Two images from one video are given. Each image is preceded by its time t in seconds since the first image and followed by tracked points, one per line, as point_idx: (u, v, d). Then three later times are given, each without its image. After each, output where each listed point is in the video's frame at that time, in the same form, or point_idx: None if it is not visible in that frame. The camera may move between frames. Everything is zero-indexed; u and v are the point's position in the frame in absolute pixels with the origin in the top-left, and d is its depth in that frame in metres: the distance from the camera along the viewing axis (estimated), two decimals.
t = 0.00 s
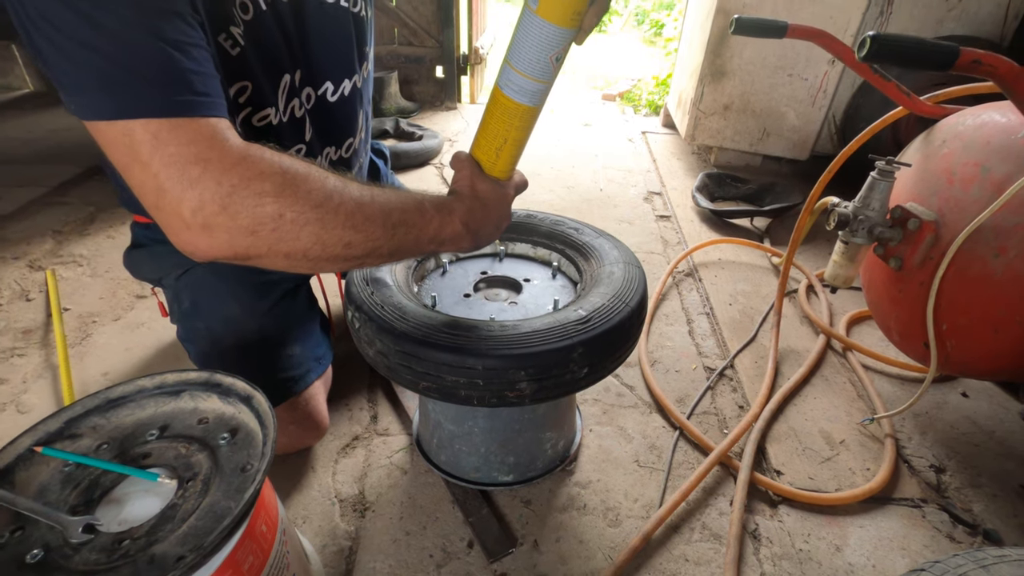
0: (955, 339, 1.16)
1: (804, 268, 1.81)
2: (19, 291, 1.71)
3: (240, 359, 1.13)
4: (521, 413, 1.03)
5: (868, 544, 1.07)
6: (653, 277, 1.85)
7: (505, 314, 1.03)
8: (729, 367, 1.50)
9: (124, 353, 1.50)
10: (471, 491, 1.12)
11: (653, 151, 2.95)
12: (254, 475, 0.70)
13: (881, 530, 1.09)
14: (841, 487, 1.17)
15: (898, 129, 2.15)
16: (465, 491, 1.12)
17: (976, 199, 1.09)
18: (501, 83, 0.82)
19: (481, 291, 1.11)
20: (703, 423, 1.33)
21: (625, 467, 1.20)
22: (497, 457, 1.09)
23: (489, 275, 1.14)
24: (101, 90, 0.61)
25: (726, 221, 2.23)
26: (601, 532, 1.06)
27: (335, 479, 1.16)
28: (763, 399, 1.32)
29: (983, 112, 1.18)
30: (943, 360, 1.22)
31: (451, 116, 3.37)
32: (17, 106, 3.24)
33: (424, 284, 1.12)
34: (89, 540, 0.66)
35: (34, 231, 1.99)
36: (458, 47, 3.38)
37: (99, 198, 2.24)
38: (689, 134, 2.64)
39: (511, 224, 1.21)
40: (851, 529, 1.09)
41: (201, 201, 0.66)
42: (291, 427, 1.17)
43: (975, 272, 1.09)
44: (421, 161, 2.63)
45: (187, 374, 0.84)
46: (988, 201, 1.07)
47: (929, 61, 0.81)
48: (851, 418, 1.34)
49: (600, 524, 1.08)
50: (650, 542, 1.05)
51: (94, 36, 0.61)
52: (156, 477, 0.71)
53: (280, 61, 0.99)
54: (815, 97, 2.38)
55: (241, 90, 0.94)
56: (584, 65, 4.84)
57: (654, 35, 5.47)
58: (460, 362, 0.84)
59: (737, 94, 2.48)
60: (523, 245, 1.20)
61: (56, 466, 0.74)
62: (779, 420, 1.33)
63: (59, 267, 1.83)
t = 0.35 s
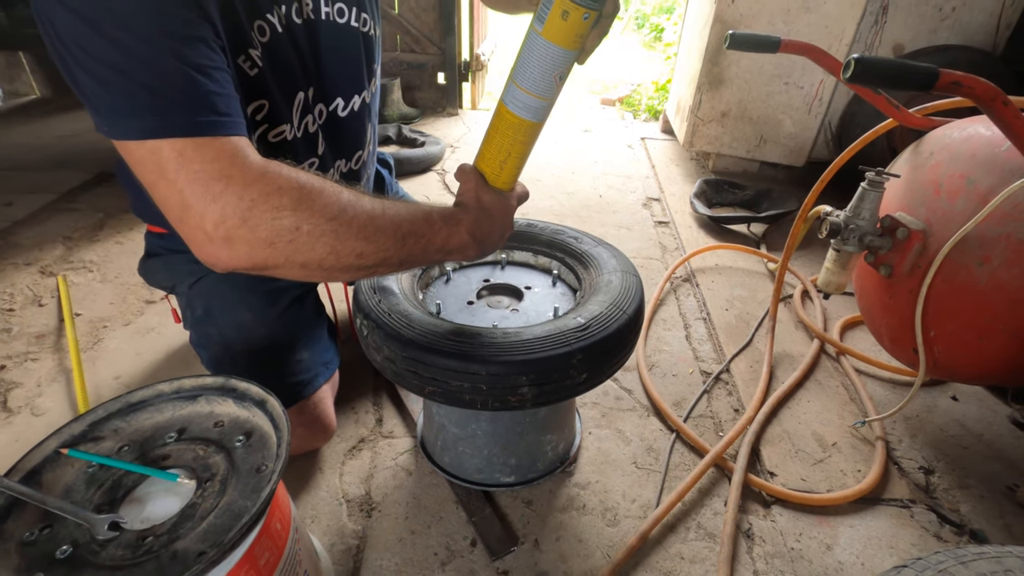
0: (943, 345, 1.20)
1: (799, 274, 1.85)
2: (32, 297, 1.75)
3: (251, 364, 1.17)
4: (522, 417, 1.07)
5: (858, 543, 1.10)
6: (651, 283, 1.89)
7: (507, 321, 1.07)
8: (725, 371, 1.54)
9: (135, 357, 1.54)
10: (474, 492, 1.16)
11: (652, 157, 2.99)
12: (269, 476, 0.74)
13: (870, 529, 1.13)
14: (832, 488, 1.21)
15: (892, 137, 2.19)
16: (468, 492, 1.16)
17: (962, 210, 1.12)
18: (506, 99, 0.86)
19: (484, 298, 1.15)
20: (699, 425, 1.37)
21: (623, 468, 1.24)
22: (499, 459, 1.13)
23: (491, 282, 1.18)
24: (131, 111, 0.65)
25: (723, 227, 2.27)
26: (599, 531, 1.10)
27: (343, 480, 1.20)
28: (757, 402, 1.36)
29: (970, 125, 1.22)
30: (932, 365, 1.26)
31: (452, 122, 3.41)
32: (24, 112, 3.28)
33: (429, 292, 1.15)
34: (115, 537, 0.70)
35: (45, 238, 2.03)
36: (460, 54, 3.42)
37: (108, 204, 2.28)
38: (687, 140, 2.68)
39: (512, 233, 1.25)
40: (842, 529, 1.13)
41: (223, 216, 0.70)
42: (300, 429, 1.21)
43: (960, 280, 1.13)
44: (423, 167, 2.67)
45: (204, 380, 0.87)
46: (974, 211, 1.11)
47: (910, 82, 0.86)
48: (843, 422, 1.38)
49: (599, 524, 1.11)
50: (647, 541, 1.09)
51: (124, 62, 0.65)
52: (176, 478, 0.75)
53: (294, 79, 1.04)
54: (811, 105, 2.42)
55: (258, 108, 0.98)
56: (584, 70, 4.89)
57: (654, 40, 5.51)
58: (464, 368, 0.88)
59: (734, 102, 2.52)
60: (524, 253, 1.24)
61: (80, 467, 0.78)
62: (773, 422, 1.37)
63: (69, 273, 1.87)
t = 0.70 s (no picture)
0: (945, 348, 1.21)
1: (802, 277, 1.86)
2: (43, 297, 1.78)
3: (261, 364, 1.19)
4: (528, 417, 1.08)
5: (860, 544, 1.11)
6: (655, 285, 1.91)
7: (514, 322, 1.08)
8: (729, 373, 1.55)
9: (144, 357, 1.56)
10: (480, 491, 1.17)
11: (655, 160, 3.00)
12: (282, 472, 0.75)
13: (872, 530, 1.14)
14: (835, 489, 1.22)
15: (895, 141, 2.20)
16: (474, 491, 1.17)
17: (963, 214, 1.14)
18: (519, 106, 0.87)
19: (491, 299, 1.17)
20: (703, 427, 1.38)
21: (627, 468, 1.25)
22: (505, 458, 1.14)
23: (498, 284, 1.19)
24: (154, 113, 0.67)
25: (726, 230, 2.29)
26: (604, 530, 1.11)
27: (350, 479, 1.21)
28: (761, 404, 1.37)
29: (972, 130, 1.23)
30: (934, 368, 1.27)
31: (457, 125, 3.43)
32: (32, 115, 3.32)
33: (437, 293, 1.17)
34: (132, 531, 0.71)
35: (55, 239, 2.05)
36: (465, 58, 3.44)
37: (117, 205, 2.31)
38: (690, 144, 2.70)
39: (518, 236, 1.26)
40: (845, 529, 1.14)
41: (243, 216, 0.71)
42: (309, 428, 1.23)
43: (962, 283, 1.14)
44: (428, 170, 2.69)
45: (217, 378, 0.89)
46: (975, 215, 1.12)
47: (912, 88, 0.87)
48: (846, 423, 1.39)
49: (603, 523, 1.13)
50: (651, 540, 1.10)
51: (149, 65, 0.67)
52: (190, 473, 0.77)
53: (309, 83, 1.06)
54: (814, 110, 2.43)
55: (274, 112, 1.00)
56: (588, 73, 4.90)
57: (657, 43, 5.53)
58: (473, 368, 0.90)
59: (737, 106, 2.53)
60: (531, 255, 1.26)
61: (97, 462, 0.79)
62: (776, 424, 1.38)
63: (79, 273, 1.89)
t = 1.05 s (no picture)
0: (952, 352, 1.21)
1: (809, 281, 1.86)
2: (55, 297, 1.80)
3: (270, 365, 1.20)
4: (536, 418, 1.09)
5: (867, 548, 1.11)
6: (661, 289, 1.91)
7: (522, 324, 1.09)
8: (735, 377, 1.55)
9: (155, 358, 1.58)
10: (487, 492, 1.18)
11: (661, 164, 3.01)
12: (293, 471, 0.76)
13: (880, 534, 1.14)
14: (842, 493, 1.22)
15: (901, 146, 2.20)
16: (481, 492, 1.18)
17: (970, 219, 1.14)
18: (520, 97, 0.89)
19: (499, 302, 1.17)
20: (709, 430, 1.38)
21: (634, 471, 1.25)
22: (512, 460, 1.15)
23: (505, 287, 1.20)
24: (170, 117, 0.68)
25: (732, 234, 2.29)
26: (610, 532, 1.12)
27: (359, 479, 1.22)
28: (767, 408, 1.38)
29: (978, 135, 1.23)
30: (941, 372, 1.27)
31: (463, 129, 3.45)
32: (45, 118, 3.36)
33: (445, 295, 1.18)
34: (147, 528, 0.72)
35: (67, 240, 2.08)
36: (472, 62, 3.46)
37: (127, 208, 2.33)
38: (696, 148, 2.70)
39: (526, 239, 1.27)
40: (852, 533, 1.14)
41: (254, 219, 0.73)
42: (318, 429, 1.24)
43: (969, 288, 1.14)
44: (435, 173, 2.71)
45: (229, 378, 0.90)
46: (982, 220, 1.13)
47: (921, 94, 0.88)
48: (853, 428, 1.39)
49: (610, 525, 1.13)
50: (658, 543, 1.10)
51: (165, 69, 0.68)
52: (203, 472, 0.78)
53: (323, 88, 1.07)
54: (821, 114, 2.44)
55: (289, 117, 1.02)
56: (593, 78, 4.92)
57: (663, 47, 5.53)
58: (481, 369, 0.91)
59: (743, 110, 2.54)
60: (538, 258, 1.27)
61: (112, 460, 0.81)
62: (783, 428, 1.38)
63: (90, 275, 1.91)
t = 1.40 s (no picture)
0: (957, 361, 1.21)
1: (814, 289, 1.86)
2: (65, 300, 1.82)
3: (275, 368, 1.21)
4: (538, 425, 1.09)
5: (871, 558, 1.11)
6: (665, 295, 1.91)
7: (525, 331, 1.10)
8: (739, 384, 1.55)
9: (162, 360, 1.59)
10: (490, 498, 1.18)
11: (667, 171, 3.01)
12: (297, 475, 0.77)
13: (884, 544, 1.13)
14: (846, 502, 1.22)
15: (909, 153, 2.19)
16: (484, 498, 1.18)
17: (976, 228, 1.14)
18: (528, 95, 0.90)
19: (502, 308, 1.18)
20: (713, 438, 1.38)
21: (637, 478, 1.25)
22: (515, 466, 1.15)
23: (509, 293, 1.21)
24: (178, 115, 0.70)
25: (738, 241, 2.29)
26: (612, 539, 1.12)
27: (362, 483, 1.23)
28: (771, 416, 1.37)
29: (985, 143, 1.23)
30: (946, 381, 1.26)
31: (470, 134, 3.47)
32: (57, 122, 3.40)
33: (449, 301, 1.19)
34: (152, 530, 0.73)
35: (77, 243, 2.10)
36: (478, 68, 3.48)
37: (137, 211, 2.36)
38: (702, 155, 2.70)
39: (530, 245, 1.28)
40: (855, 543, 1.14)
41: (256, 215, 0.74)
42: (323, 433, 1.25)
43: (975, 297, 1.13)
44: (441, 178, 2.72)
45: (235, 383, 0.91)
46: (988, 229, 1.12)
47: (926, 104, 0.88)
48: (858, 437, 1.38)
49: (612, 532, 1.13)
50: (660, 551, 1.10)
51: (175, 68, 0.70)
52: (208, 475, 0.78)
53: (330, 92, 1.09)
54: (827, 121, 2.43)
55: (297, 119, 1.03)
56: (600, 84, 4.92)
57: (670, 53, 5.52)
58: (484, 375, 0.91)
59: (749, 117, 2.54)
60: (542, 264, 1.27)
61: (119, 462, 0.82)
62: (787, 436, 1.38)
63: (100, 278, 1.93)
